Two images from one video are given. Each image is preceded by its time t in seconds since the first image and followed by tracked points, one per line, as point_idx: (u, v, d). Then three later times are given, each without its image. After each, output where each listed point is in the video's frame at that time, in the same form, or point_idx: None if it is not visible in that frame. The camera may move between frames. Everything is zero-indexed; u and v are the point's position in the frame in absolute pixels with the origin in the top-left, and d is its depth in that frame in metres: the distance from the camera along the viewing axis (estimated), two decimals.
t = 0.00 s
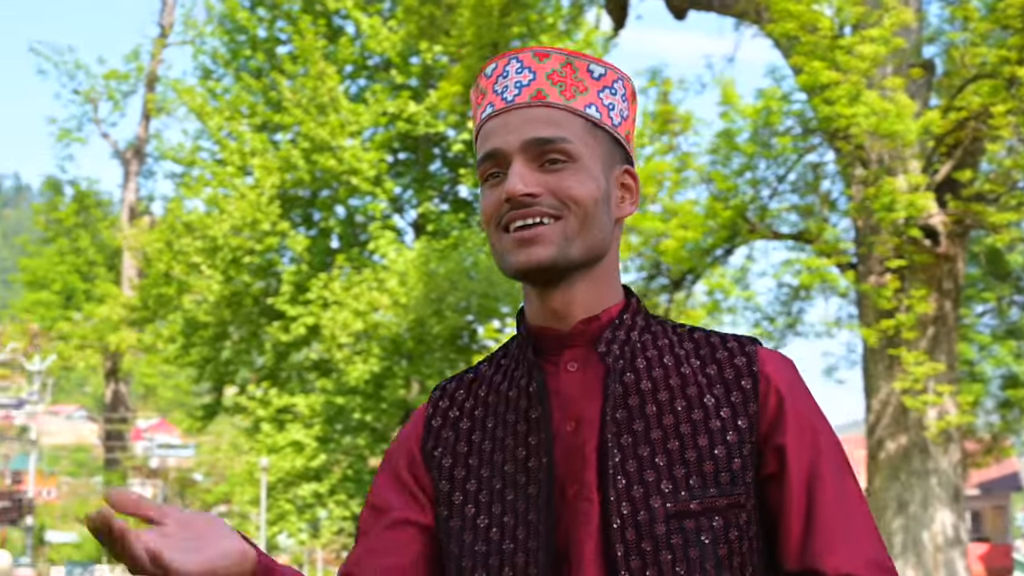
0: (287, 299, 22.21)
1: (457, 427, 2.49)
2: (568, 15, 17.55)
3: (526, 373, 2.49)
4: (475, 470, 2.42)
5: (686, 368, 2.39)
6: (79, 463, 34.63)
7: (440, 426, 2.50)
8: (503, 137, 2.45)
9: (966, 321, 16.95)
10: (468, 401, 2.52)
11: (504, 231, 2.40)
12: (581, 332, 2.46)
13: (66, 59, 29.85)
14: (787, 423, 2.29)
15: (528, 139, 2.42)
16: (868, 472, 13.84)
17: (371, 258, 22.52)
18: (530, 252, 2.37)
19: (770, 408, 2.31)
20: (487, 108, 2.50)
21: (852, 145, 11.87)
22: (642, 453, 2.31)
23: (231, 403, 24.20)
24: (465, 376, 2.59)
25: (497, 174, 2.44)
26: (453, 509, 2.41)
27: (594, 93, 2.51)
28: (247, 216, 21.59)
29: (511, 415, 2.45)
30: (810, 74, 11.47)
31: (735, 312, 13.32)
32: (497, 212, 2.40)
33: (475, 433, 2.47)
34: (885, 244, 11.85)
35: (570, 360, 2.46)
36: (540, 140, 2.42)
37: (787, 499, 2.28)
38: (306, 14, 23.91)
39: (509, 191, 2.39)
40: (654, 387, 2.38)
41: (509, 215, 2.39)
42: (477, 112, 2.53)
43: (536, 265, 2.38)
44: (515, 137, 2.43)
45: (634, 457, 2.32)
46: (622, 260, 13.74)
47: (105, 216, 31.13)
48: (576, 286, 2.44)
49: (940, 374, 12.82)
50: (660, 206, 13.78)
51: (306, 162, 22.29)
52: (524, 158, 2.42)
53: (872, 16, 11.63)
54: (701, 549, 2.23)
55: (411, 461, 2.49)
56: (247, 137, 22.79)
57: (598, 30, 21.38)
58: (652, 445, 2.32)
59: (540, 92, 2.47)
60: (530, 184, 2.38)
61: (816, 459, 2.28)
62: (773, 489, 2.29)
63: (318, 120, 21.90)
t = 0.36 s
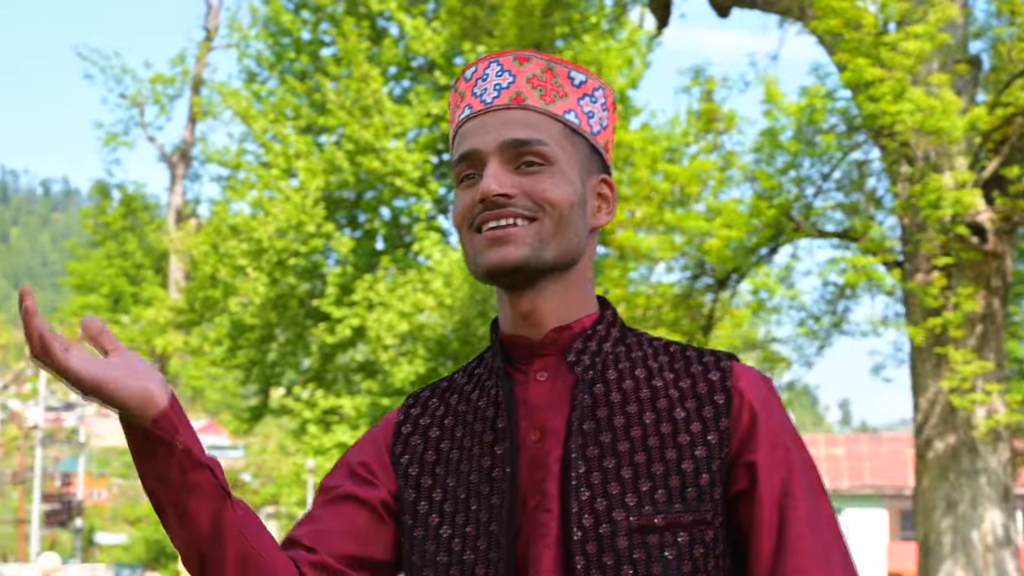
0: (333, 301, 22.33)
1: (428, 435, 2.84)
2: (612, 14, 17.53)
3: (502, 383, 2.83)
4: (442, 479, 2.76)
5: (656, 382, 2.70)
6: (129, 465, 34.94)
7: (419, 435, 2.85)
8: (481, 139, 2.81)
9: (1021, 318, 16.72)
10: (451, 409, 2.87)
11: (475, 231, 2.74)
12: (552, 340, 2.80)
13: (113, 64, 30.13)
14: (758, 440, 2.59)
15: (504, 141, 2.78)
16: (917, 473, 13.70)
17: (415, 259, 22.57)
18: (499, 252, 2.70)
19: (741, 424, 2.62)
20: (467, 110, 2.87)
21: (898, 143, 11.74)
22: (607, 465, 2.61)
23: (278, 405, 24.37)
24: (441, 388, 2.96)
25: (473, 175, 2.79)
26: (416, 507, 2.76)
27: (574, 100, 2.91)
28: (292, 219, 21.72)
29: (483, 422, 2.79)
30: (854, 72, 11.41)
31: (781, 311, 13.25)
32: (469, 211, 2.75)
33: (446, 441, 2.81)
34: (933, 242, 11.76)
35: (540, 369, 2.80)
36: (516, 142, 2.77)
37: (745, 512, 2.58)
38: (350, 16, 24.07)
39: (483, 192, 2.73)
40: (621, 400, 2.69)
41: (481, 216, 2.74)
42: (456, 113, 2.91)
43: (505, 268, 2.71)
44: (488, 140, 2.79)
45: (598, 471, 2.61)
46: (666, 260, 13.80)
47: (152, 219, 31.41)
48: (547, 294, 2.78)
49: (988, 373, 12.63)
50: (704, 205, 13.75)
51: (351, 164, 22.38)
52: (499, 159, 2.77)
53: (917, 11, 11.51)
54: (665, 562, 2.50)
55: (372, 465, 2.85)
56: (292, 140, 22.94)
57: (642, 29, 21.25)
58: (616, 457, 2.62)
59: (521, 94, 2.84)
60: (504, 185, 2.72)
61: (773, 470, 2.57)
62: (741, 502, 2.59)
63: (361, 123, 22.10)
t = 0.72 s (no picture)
0: (361, 303, 22.44)
1: (420, 460, 2.88)
2: (639, 15, 17.60)
3: (491, 410, 2.86)
4: (440, 501, 2.81)
5: (635, 406, 2.77)
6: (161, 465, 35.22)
7: (410, 460, 2.89)
8: (464, 183, 2.82)
9: None
10: (445, 434, 2.91)
11: (457, 269, 2.75)
12: (537, 371, 2.82)
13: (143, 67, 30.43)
14: (727, 458, 2.68)
15: (483, 185, 2.79)
16: (942, 472, 13.73)
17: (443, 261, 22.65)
18: (482, 289, 2.71)
19: (714, 441, 2.70)
20: (451, 158, 2.89)
21: (921, 145, 11.81)
22: (592, 486, 2.68)
23: (308, 407, 24.50)
24: (435, 415, 2.99)
25: (456, 215, 2.80)
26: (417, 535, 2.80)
27: (552, 148, 2.91)
28: (321, 221, 21.80)
29: (473, 450, 2.82)
30: (876, 74, 11.41)
31: (804, 313, 13.29)
32: (452, 252, 2.76)
33: (437, 467, 2.86)
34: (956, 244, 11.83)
35: (526, 399, 2.83)
36: (494, 186, 2.79)
37: (721, 525, 2.66)
38: (378, 19, 24.23)
39: (464, 233, 2.74)
40: (604, 424, 2.76)
41: (465, 255, 2.74)
42: (442, 160, 2.92)
43: (487, 302, 2.71)
44: (469, 183, 2.80)
45: (582, 489, 2.68)
46: (691, 261, 13.89)
47: (182, 222, 31.75)
48: (532, 328, 2.80)
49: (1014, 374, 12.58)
50: (729, 207, 13.79)
51: (379, 166, 22.51)
52: (478, 202, 2.78)
53: (940, 13, 11.53)
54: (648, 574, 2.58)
55: (370, 474, 2.90)
56: (321, 143, 23.12)
57: (668, 30, 21.26)
58: (600, 477, 2.69)
59: (498, 142, 2.85)
60: (482, 226, 2.73)
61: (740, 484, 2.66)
62: (714, 516, 2.67)
63: (389, 126, 22.26)
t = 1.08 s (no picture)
0: (394, 305, 22.62)
1: (453, 451, 3.20)
2: (668, 17, 17.67)
3: (519, 407, 3.18)
4: (473, 486, 3.14)
5: (644, 401, 3.09)
6: (194, 466, 35.45)
7: (446, 449, 3.22)
8: (493, 214, 3.12)
9: None
10: (477, 425, 3.23)
11: (487, 286, 3.08)
12: (558, 373, 3.14)
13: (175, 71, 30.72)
14: (726, 446, 3.00)
15: (511, 217, 3.10)
16: (971, 472, 13.72)
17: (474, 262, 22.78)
18: (509, 306, 3.04)
19: (714, 432, 3.02)
20: (479, 191, 3.19)
21: (947, 146, 11.85)
22: (606, 475, 3.01)
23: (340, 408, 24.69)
24: (470, 409, 3.31)
25: (487, 243, 3.10)
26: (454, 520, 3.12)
27: (568, 175, 3.19)
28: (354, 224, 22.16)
29: (502, 443, 3.15)
30: (902, 78, 11.48)
31: (833, 314, 13.33)
32: (482, 277, 3.08)
33: (467, 457, 3.18)
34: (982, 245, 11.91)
35: (549, 396, 3.15)
36: (521, 218, 3.10)
37: (728, 495, 2.98)
38: (409, 23, 24.41)
39: (498, 260, 3.05)
40: (617, 419, 3.08)
41: (493, 273, 3.06)
42: (472, 191, 3.22)
43: (518, 317, 3.04)
44: (497, 214, 3.11)
45: (597, 473, 3.01)
46: (719, 263, 13.96)
47: (215, 225, 32.02)
48: (555, 339, 3.12)
49: None
50: (758, 209, 13.87)
51: (410, 168, 22.70)
52: (505, 230, 3.09)
53: (966, 17, 11.60)
54: (654, 551, 2.92)
55: (407, 451, 3.26)
56: (353, 146, 23.34)
57: (697, 31, 21.30)
58: (614, 466, 3.02)
59: (521, 176, 3.14)
60: (510, 254, 3.05)
61: (741, 462, 2.99)
62: (715, 494, 3.00)
63: (420, 129, 22.40)
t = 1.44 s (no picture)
0: (422, 306, 22.84)
1: (454, 448, 3.30)
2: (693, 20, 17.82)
3: (513, 409, 3.28)
4: (467, 481, 3.24)
5: (626, 409, 3.19)
6: (227, 467, 35.81)
7: (446, 447, 3.32)
8: (516, 239, 3.19)
9: None
10: (473, 424, 3.34)
11: (504, 303, 3.16)
12: (553, 381, 3.24)
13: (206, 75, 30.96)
14: (692, 455, 3.08)
15: (534, 243, 3.18)
16: (994, 472, 13.71)
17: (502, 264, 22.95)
18: (528, 324, 3.14)
19: (686, 438, 3.11)
20: (501, 215, 3.25)
21: (969, 150, 11.93)
22: (587, 470, 3.09)
23: (370, 409, 24.95)
24: (470, 411, 3.41)
25: (509, 263, 3.18)
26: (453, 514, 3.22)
27: (579, 213, 3.28)
28: (382, 226, 22.53)
29: (497, 441, 3.24)
30: (923, 83, 11.59)
31: (856, 315, 13.44)
32: (501, 293, 3.16)
33: (464, 456, 3.27)
34: (1002, 248, 12.00)
35: (542, 401, 3.25)
36: (544, 245, 3.18)
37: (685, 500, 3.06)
38: (437, 27, 24.62)
39: (522, 280, 3.14)
40: (599, 421, 3.16)
41: (513, 292, 3.15)
42: (493, 216, 3.28)
43: (535, 337, 3.16)
44: (521, 238, 3.18)
45: (581, 468, 3.10)
46: (744, 265, 14.10)
47: (245, 227, 32.29)
48: (557, 351, 3.22)
49: None
50: (782, 211, 14.02)
51: (439, 171, 22.91)
52: (529, 254, 3.17)
53: (987, 22, 11.69)
54: (626, 540, 3.00)
55: (415, 450, 3.36)
56: (382, 149, 23.58)
57: (724, 33, 21.40)
58: (596, 463, 3.10)
59: (544, 208, 3.22)
60: (536, 276, 3.14)
61: (701, 471, 3.07)
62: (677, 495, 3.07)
63: (449, 132, 22.62)
